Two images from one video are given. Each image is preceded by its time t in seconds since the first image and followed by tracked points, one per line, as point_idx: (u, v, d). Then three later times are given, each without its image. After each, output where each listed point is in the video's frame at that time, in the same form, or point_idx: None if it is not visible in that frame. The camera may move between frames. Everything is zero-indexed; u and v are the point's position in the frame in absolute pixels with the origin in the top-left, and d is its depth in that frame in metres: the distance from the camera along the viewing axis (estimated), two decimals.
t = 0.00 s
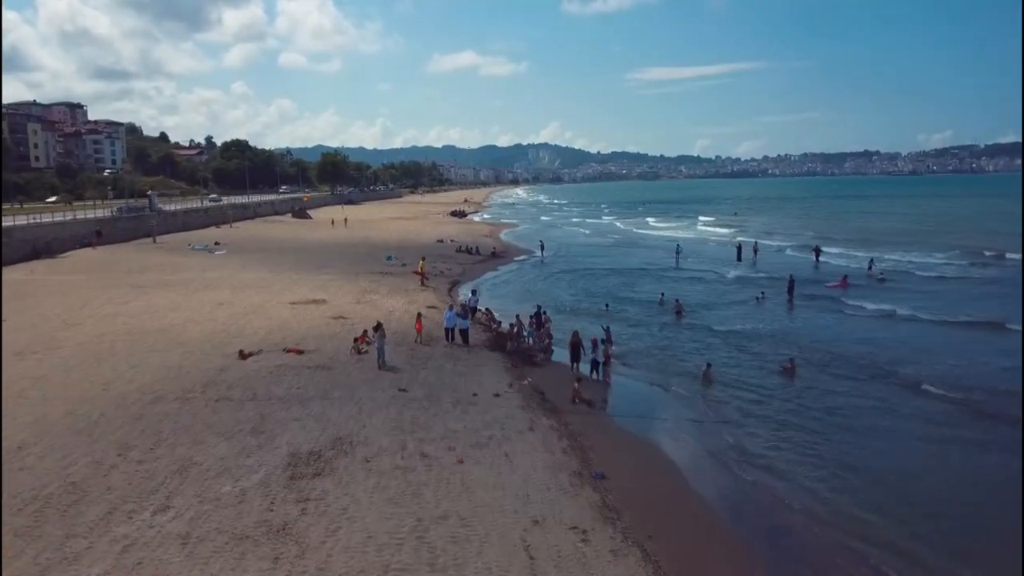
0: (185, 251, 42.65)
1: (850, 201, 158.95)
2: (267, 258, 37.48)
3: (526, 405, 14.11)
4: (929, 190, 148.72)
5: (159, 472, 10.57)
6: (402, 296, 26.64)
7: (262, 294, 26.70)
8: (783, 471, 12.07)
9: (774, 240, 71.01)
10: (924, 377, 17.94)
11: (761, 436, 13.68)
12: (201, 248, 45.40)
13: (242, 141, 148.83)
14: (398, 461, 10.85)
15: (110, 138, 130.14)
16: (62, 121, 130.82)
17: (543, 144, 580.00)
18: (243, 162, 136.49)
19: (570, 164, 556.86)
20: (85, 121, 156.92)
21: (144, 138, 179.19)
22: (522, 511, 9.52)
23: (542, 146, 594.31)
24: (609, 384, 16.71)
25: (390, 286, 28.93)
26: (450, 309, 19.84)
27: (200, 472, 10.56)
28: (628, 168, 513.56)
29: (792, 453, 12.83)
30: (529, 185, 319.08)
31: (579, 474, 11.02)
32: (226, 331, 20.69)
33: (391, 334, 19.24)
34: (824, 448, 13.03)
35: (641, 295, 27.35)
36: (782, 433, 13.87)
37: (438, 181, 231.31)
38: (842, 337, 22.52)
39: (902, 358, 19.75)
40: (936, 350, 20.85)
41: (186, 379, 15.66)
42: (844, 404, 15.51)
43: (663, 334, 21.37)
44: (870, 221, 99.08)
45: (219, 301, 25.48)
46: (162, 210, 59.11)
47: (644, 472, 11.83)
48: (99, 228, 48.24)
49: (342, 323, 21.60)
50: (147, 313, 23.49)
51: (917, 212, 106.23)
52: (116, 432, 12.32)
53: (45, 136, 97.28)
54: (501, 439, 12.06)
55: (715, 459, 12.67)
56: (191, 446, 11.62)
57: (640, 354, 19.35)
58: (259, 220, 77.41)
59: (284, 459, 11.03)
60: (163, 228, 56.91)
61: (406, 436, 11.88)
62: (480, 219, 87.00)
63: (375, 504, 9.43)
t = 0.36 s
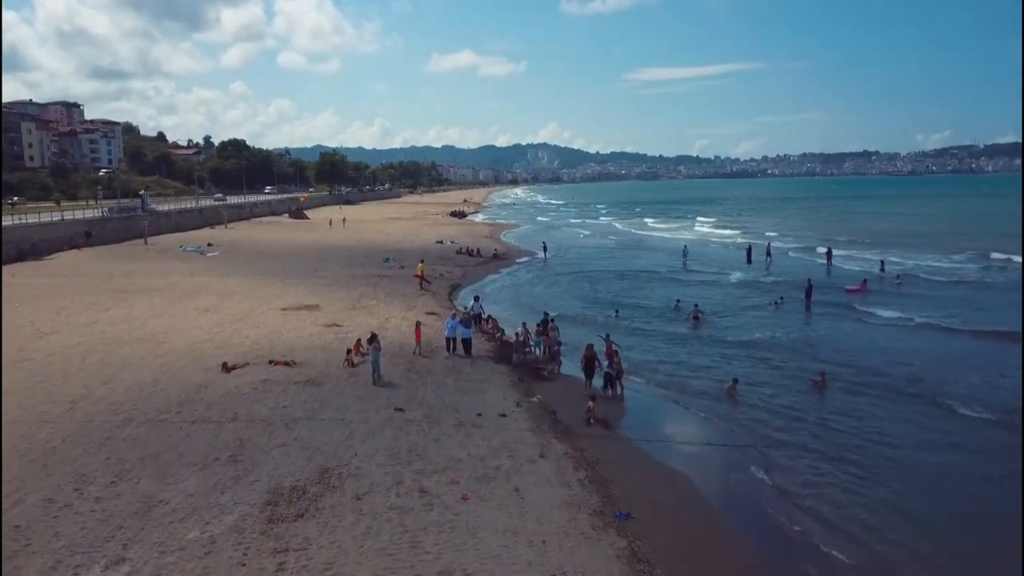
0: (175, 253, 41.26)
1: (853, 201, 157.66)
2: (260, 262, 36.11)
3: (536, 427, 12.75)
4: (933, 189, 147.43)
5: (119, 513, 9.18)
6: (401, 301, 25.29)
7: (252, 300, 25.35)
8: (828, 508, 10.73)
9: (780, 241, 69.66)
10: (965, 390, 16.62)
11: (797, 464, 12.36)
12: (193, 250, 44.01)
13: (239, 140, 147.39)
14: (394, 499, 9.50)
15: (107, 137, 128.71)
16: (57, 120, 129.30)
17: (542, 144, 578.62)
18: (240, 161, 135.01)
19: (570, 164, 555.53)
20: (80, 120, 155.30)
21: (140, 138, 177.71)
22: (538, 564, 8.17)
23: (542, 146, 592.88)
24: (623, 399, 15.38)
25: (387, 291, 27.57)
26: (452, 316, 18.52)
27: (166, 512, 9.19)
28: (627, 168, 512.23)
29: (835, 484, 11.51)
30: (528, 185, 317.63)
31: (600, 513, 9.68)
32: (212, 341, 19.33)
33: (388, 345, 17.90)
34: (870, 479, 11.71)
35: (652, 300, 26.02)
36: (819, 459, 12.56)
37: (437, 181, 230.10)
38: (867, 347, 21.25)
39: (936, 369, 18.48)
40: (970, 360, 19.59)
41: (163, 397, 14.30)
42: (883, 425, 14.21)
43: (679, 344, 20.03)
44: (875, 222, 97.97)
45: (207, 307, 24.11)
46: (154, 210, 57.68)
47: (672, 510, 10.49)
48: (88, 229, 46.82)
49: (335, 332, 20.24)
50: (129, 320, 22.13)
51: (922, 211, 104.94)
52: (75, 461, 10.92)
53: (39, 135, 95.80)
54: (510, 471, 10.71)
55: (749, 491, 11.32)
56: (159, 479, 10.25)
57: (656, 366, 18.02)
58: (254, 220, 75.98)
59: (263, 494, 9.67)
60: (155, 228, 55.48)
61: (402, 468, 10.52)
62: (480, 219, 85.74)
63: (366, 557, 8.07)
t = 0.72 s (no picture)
0: (167, 255, 39.93)
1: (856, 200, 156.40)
2: (254, 264, 34.79)
3: (550, 455, 11.41)
4: (938, 187, 146.14)
5: (65, 568, 7.83)
6: (400, 307, 23.97)
7: (243, 306, 24.02)
8: (883, 548, 9.53)
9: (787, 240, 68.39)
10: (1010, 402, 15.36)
11: (843, 497, 11.05)
12: (186, 251, 42.71)
13: (238, 139, 146.10)
14: (389, 550, 8.18)
15: (104, 136, 127.38)
16: (53, 119, 127.90)
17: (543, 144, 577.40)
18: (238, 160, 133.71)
19: (570, 164, 554.28)
20: (77, 120, 153.93)
21: (138, 138, 176.35)
22: None
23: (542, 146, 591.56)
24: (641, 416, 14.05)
25: (385, 295, 26.25)
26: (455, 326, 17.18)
27: (122, 567, 7.85)
28: (628, 167, 510.99)
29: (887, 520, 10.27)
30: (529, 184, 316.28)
31: (628, 566, 8.37)
32: (196, 352, 17.99)
33: (385, 357, 16.56)
34: (928, 514, 10.40)
35: (664, 306, 24.71)
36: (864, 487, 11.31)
37: (437, 180, 228.84)
38: (896, 355, 19.97)
39: (975, 379, 17.21)
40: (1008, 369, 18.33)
41: (135, 417, 12.96)
42: (930, 448, 12.92)
43: (697, 356, 18.73)
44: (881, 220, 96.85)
45: (194, 314, 22.76)
46: (148, 210, 56.34)
47: (708, 558, 9.18)
48: (79, 230, 45.47)
49: (329, 341, 18.91)
50: (109, 328, 20.79)
51: (928, 209, 103.75)
52: (25, 499, 9.57)
53: (34, 134, 94.44)
54: (522, 511, 9.38)
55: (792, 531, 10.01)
56: (119, 523, 8.90)
57: (675, 381, 16.71)
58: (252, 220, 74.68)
59: (238, 543, 8.34)
60: (148, 229, 54.12)
61: (399, 509, 9.19)
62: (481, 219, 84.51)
63: None
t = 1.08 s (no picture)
0: (158, 257, 38.54)
1: (860, 200, 155.15)
2: (247, 268, 33.41)
3: (567, 491, 10.09)
4: (943, 186, 144.82)
5: None
6: (398, 314, 22.63)
7: (232, 313, 22.64)
8: None
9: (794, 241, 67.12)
10: None
11: (899, 534, 9.70)
12: (179, 253, 41.45)
13: (237, 139, 144.84)
14: None
15: (102, 135, 126.14)
16: (49, 118, 126.52)
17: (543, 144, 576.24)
18: (237, 159, 132.49)
19: (571, 164, 553.09)
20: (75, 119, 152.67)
21: (137, 138, 175.14)
22: None
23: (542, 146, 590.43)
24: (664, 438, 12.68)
25: (384, 301, 24.92)
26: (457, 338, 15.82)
27: None
28: (628, 167, 510.14)
29: (953, 557, 9.04)
30: (529, 185, 315.22)
31: None
32: (177, 364, 16.64)
33: (381, 372, 15.19)
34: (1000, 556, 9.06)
35: (678, 313, 23.37)
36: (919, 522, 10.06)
37: (437, 180, 227.75)
38: (931, 366, 18.64)
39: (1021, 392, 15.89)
40: None
41: (99, 443, 11.58)
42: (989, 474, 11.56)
43: (718, 369, 17.37)
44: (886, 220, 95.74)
45: (179, 322, 21.38)
46: (142, 210, 54.98)
47: None
48: (68, 231, 44.09)
49: (321, 353, 17.54)
50: (87, 337, 19.41)
51: (935, 208, 102.45)
52: None
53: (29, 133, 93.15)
54: (538, 566, 8.05)
55: None
56: None
57: (698, 397, 15.35)
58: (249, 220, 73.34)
59: None
60: (141, 230, 52.75)
61: (395, 567, 7.85)
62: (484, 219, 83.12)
63: None
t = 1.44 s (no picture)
0: (148, 260, 37.19)
1: (863, 200, 154.01)
2: (239, 272, 32.06)
3: (587, 536, 8.77)
4: (946, 186, 143.64)
5: None
6: (396, 321, 21.27)
7: (219, 321, 21.30)
8: None
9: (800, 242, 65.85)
10: None
11: None
12: (170, 254, 40.09)
13: (234, 139, 143.57)
14: None
15: (98, 135, 124.74)
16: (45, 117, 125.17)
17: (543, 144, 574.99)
18: (234, 158, 131.13)
19: (570, 164, 552.07)
20: (71, 118, 151.16)
21: (135, 137, 173.70)
22: None
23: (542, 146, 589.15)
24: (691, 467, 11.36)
25: (380, 307, 23.57)
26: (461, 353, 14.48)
27: None
28: (628, 167, 510.17)
29: None
30: (529, 185, 313.98)
31: None
32: (154, 379, 15.28)
33: (376, 390, 13.84)
34: None
35: (692, 320, 22.03)
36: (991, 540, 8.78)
37: (437, 181, 226.41)
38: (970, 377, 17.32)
39: None
40: None
41: (54, 473, 10.22)
42: None
43: (742, 386, 16.03)
44: (891, 221, 94.49)
45: (162, 330, 20.02)
46: (134, 212, 53.62)
47: None
48: (56, 232, 42.71)
49: (311, 366, 16.17)
50: (60, 346, 18.04)
51: (940, 208, 101.22)
52: None
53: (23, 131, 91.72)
54: None
55: None
56: None
57: (723, 419, 14.00)
58: (246, 221, 71.99)
59: None
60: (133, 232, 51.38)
61: None
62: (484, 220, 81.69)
63: None
